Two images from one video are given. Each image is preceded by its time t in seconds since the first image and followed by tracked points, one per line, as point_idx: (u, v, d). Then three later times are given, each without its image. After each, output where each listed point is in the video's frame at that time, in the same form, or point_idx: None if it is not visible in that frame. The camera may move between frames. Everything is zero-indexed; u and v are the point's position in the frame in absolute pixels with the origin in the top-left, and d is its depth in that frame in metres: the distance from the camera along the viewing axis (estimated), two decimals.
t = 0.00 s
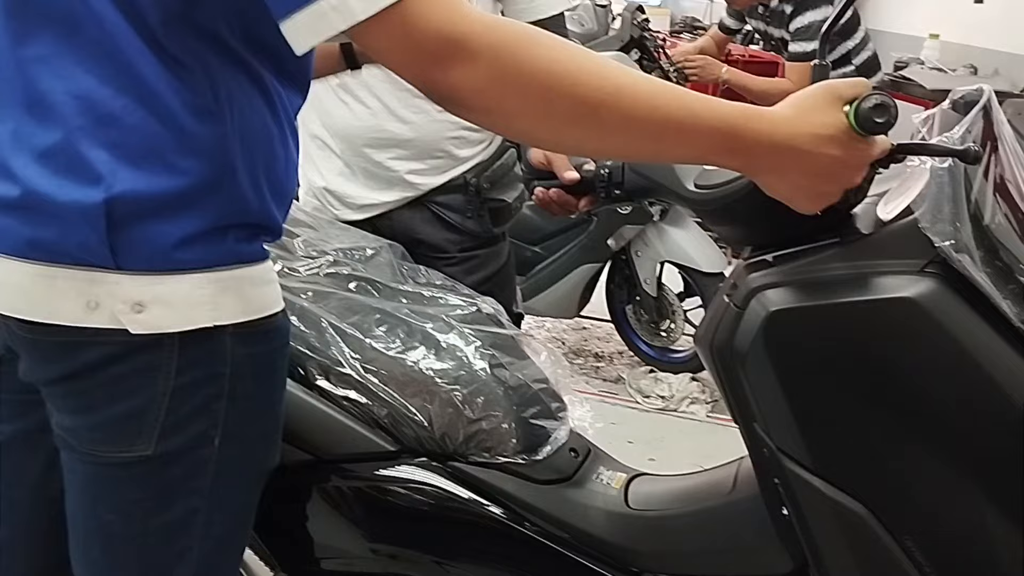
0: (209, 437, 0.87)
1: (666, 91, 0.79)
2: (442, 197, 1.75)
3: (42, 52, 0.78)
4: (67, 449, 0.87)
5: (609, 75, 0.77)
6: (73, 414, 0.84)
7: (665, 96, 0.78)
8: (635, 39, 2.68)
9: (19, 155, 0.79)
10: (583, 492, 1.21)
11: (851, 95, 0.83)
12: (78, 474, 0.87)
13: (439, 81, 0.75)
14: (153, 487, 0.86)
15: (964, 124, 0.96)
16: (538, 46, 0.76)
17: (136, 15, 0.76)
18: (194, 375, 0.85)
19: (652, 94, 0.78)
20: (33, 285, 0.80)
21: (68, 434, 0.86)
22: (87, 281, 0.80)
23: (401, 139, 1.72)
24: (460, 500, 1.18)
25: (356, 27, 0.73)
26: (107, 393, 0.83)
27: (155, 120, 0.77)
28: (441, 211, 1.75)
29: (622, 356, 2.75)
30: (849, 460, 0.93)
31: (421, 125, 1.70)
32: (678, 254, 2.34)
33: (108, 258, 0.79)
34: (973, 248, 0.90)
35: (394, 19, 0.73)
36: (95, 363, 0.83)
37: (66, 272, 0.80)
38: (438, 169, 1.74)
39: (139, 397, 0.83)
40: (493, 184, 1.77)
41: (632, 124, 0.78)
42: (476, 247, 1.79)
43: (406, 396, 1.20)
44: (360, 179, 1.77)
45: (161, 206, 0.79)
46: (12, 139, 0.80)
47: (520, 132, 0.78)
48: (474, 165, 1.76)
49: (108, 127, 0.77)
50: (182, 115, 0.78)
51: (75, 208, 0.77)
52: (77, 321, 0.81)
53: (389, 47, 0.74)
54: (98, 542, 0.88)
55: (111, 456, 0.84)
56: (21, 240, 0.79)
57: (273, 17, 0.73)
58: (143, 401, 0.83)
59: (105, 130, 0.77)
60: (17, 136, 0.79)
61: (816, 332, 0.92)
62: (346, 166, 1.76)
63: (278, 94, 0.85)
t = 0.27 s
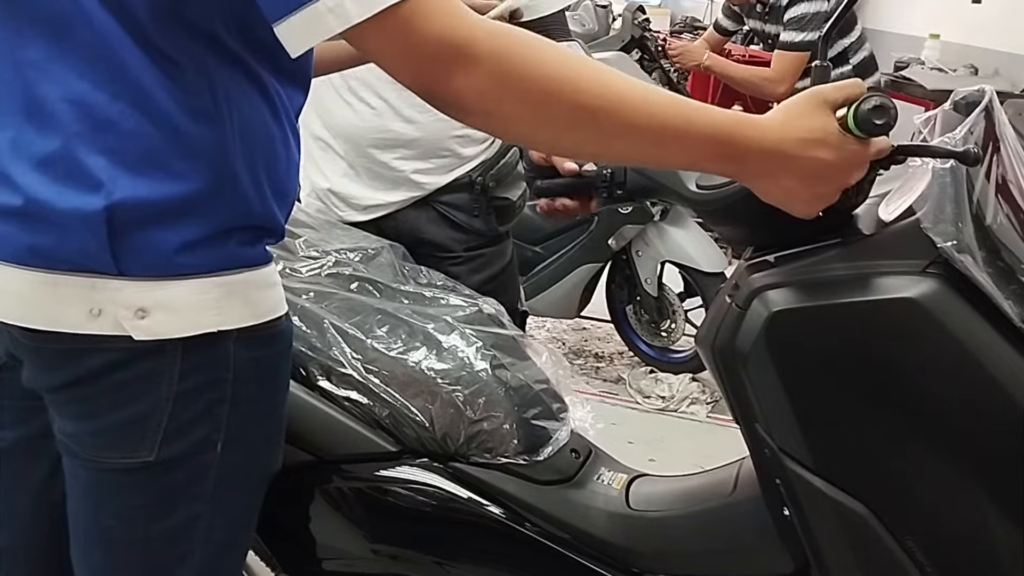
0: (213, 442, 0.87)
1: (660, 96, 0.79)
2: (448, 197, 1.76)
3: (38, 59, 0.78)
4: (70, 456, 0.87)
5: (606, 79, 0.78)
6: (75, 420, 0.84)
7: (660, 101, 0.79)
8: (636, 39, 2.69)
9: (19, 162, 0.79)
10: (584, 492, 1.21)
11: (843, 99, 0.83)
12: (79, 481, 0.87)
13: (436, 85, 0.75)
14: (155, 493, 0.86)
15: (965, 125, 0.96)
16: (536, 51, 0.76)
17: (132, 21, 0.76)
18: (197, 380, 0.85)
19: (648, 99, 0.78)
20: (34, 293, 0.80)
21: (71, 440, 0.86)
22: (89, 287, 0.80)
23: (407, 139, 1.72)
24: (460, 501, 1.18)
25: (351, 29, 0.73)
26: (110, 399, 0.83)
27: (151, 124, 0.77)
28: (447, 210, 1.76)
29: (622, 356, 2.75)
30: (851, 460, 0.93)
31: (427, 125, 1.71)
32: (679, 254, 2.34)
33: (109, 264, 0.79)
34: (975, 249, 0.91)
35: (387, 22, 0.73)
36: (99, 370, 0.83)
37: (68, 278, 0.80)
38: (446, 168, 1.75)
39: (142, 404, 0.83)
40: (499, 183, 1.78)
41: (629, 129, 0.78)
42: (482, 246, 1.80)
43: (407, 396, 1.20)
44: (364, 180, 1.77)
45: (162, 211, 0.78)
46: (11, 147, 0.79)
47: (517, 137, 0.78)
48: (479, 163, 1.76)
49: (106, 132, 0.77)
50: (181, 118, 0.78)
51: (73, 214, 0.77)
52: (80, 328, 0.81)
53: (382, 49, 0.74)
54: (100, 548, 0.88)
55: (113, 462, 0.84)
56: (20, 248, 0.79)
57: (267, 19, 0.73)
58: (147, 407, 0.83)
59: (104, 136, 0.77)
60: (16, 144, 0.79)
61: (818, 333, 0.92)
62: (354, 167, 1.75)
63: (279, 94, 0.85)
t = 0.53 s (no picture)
0: (212, 445, 0.87)
1: (650, 105, 0.80)
2: (445, 200, 1.75)
3: (35, 65, 0.78)
4: (69, 460, 0.87)
5: (597, 90, 0.79)
6: (75, 424, 0.84)
7: (650, 111, 0.80)
8: (634, 40, 2.69)
9: (17, 168, 0.79)
10: (582, 495, 1.21)
11: (829, 107, 0.83)
12: (79, 485, 0.87)
13: (429, 95, 0.77)
14: (155, 497, 0.86)
15: (960, 130, 0.96)
16: (527, 62, 0.77)
17: (127, 26, 0.76)
18: (197, 383, 0.85)
19: (638, 109, 0.79)
20: (35, 298, 0.80)
21: (71, 444, 0.86)
22: (90, 291, 0.80)
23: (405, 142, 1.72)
24: (459, 504, 1.18)
25: (345, 38, 0.74)
26: (109, 403, 0.83)
27: (149, 129, 0.77)
28: (444, 213, 1.75)
29: (621, 357, 2.75)
30: (849, 464, 0.93)
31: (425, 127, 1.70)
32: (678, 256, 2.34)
33: (110, 268, 0.79)
34: (971, 252, 0.90)
35: (380, 31, 0.74)
36: (98, 373, 0.83)
37: (69, 283, 0.80)
38: (441, 170, 1.75)
39: (142, 407, 0.83)
40: (496, 186, 1.76)
41: (617, 139, 0.79)
42: (479, 249, 1.79)
43: (405, 399, 1.20)
44: (361, 182, 1.77)
45: (161, 216, 0.78)
46: (10, 153, 0.79)
47: (509, 147, 0.79)
48: (476, 167, 1.76)
49: (105, 137, 0.77)
50: (179, 124, 0.78)
51: (72, 219, 0.77)
52: (81, 332, 0.81)
53: (375, 58, 0.75)
54: (100, 551, 0.88)
55: (113, 466, 0.84)
56: (20, 253, 0.79)
57: (261, 29, 0.74)
58: (147, 411, 0.83)
59: (102, 141, 0.77)
60: (15, 151, 0.79)
61: (815, 336, 0.92)
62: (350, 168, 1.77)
63: (276, 96, 0.85)
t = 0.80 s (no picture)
0: (212, 444, 0.87)
1: (647, 108, 0.80)
2: (443, 201, 1.76)
3: (32, 67, 0.77)
4: (69, 458, 0.87)
5: (595, 93, 0.79)
6: (75, 422, 0.84)
7: (648, 114, 0.80)
8: (634, 40, 2.69)
9: (16, 169, 0.78)
10: (581, 495, 1.21)
11: (826, 107, 0.83)
12: (79, 483, 0.87)
13: (428, 101, 0.77)
14: (155, 495, 0.86)
15: (959, 129, 0.96)
16: (524, 67, 0.77)
17: (124, 27, 0.76)
18: (197, 382, 0.85)
19: (636, 112, 0.79)
20: (35, 297, 0.80)
21: (70, 442, 0.86)
22: (91, 291, 0.80)
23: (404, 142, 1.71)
24: (458, 504, 1.18)
25: (345, 44, 0.74)
26: (109, 401, 0.83)
27: (148, 131, 0.77)
28: (442, 214, 1.76)
29: (620, 357, 2.75)
30: (848, 464, 0.93)
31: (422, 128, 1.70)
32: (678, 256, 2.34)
33: (111, 267, 0.79)
34: (970, 252, 0.90)
35: (379, 36, 0.74)
36: (98, 372, 0.83)
37: (70, 282, 0.80)
38: (439, 170, 1.75)
39: (143, 405, 0.83)
40: (494, 187, 1.77)
41: (616, 142, 0.79)
42: (477, 250, 1.79)
43: (404, 399, 1.20)
44: (359, 182, 1.77)
45: (160, 217, 0.79)
46: (9, 155, 0.79)
47: (508, 151, 0.79)
48: (474, 168, 1.77)
49: (104, 139, 0.77)
50: (178, 125, 0.78)
51: (72, 220, 0.77)
52: (82, 331, 0.81)
53: (374, 63, 0.75)
54: (99, 550, 0.88)
55: (113, 464, 0.84)
56: (20, 253, 0.79)
57: (261, 35, 0.73)
58: (147, 409, 0.83)
59: (101, 142, 0.77)
60: (15, 152, 0.78)
61: (814, 336, 0.92)
62: (348, 168, 1.76)
63: (275, 96, 0.85)
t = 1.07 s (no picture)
0: (215, 441, 0.88)
1: (650, 107, 0.80)
2: (446, 200, 1.77)
3: (35, 66, 0.77)
4: (72, 455, 0.87)
5: (598, 93, 0.79)
6: (78, 419, 0.84)
7: (651, 114, 0.80)
8: (635, 40, 2.67)
9: (20, 167, 0.79)
10: (583, 493, 1.21)
11: (828, 107, 0.83)
12: (82, 480, 0.87)
13: (431, 101, 0.77)
14: (158, 492, 0.86)
15: (961, 129, 0.96)
16: (527, 67, 0.78)
17: (127, 26, 0.76)
18: (200, 379, 0.85)
19: (639, 112, 0.80)
20: (39, 293, 0.80)
21: (74, 439, 0.86)
22: (95, 287, 0.80)
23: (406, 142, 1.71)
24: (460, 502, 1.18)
25: (347, 43, 0.74)
26: (112, 398, 0.83)
27: (151, 130, 0.77)
28: (445, 213, 1.77)
29: (621, 356, 2.75)
30: (850, 462, 0.93)
31: (424, 128, 1.69)
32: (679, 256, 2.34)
33: (114, 264, 0.79)
34: (972, 250, 0.90)
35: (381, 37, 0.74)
36: (101, 369, 0.83)
37: (73, 279, 0.80)
38: (441, 170, 1.75)
39: (146, 403, 0.83)
40: (497, 187, 1.77)
41: (619, 142, 0.79)
42: (479, 249, 1.80)
43: (406, 398, 1.20)
44: (361, 181, 1.77)
45: (163, 215, 0.79)
46: (12, 153, 0.79)
47: (511, 151, 0.79)
48: (477, 168, 1.78)
49: (108, 137, 0.77)
50: (181, 124, 0.78)
51: (76, 218, 0.77)
52: (86, 328, 0.81)
53: (376, 63, 0.75)
54: (103, 547, 0.88)
55: (116, 461, 0.85)
56: (25, 250, 0.79)
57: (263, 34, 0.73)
58: (151, 406, 0.83)
59: (104, 140, 0.77)
60: (18, 150, 0.79)
61: (816, 336, 0.92)
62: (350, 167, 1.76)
63: (278, 95, 0.85)
